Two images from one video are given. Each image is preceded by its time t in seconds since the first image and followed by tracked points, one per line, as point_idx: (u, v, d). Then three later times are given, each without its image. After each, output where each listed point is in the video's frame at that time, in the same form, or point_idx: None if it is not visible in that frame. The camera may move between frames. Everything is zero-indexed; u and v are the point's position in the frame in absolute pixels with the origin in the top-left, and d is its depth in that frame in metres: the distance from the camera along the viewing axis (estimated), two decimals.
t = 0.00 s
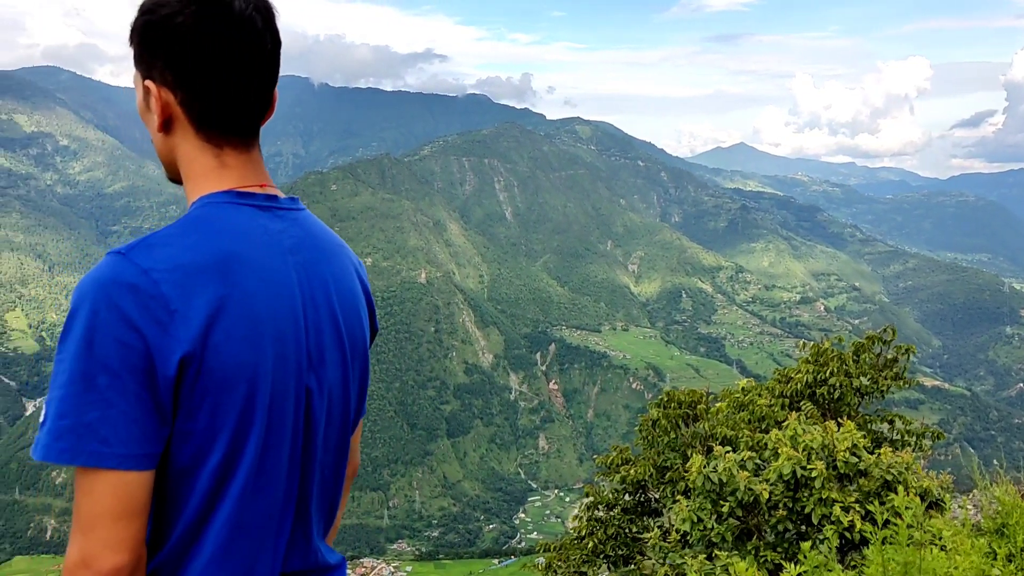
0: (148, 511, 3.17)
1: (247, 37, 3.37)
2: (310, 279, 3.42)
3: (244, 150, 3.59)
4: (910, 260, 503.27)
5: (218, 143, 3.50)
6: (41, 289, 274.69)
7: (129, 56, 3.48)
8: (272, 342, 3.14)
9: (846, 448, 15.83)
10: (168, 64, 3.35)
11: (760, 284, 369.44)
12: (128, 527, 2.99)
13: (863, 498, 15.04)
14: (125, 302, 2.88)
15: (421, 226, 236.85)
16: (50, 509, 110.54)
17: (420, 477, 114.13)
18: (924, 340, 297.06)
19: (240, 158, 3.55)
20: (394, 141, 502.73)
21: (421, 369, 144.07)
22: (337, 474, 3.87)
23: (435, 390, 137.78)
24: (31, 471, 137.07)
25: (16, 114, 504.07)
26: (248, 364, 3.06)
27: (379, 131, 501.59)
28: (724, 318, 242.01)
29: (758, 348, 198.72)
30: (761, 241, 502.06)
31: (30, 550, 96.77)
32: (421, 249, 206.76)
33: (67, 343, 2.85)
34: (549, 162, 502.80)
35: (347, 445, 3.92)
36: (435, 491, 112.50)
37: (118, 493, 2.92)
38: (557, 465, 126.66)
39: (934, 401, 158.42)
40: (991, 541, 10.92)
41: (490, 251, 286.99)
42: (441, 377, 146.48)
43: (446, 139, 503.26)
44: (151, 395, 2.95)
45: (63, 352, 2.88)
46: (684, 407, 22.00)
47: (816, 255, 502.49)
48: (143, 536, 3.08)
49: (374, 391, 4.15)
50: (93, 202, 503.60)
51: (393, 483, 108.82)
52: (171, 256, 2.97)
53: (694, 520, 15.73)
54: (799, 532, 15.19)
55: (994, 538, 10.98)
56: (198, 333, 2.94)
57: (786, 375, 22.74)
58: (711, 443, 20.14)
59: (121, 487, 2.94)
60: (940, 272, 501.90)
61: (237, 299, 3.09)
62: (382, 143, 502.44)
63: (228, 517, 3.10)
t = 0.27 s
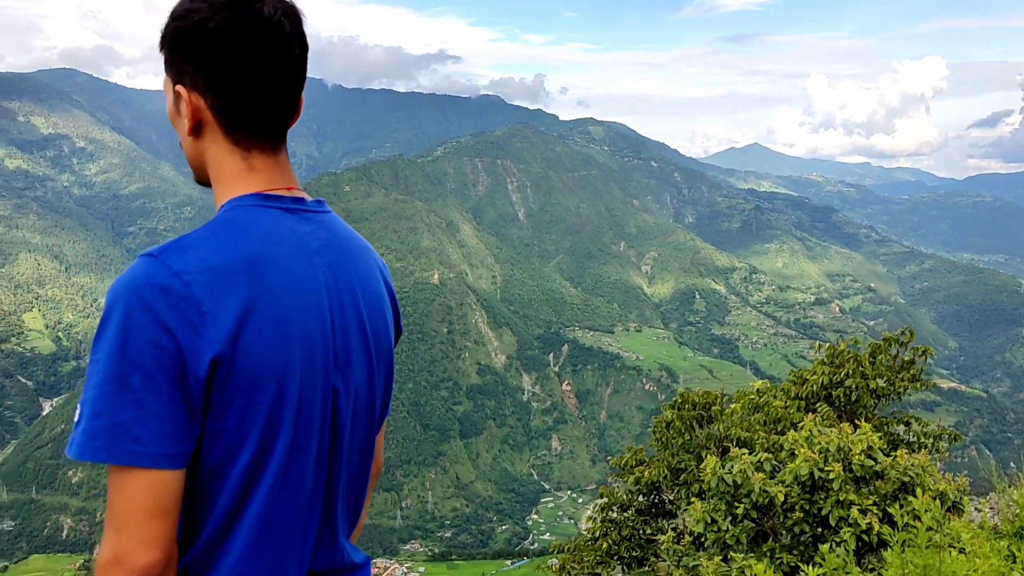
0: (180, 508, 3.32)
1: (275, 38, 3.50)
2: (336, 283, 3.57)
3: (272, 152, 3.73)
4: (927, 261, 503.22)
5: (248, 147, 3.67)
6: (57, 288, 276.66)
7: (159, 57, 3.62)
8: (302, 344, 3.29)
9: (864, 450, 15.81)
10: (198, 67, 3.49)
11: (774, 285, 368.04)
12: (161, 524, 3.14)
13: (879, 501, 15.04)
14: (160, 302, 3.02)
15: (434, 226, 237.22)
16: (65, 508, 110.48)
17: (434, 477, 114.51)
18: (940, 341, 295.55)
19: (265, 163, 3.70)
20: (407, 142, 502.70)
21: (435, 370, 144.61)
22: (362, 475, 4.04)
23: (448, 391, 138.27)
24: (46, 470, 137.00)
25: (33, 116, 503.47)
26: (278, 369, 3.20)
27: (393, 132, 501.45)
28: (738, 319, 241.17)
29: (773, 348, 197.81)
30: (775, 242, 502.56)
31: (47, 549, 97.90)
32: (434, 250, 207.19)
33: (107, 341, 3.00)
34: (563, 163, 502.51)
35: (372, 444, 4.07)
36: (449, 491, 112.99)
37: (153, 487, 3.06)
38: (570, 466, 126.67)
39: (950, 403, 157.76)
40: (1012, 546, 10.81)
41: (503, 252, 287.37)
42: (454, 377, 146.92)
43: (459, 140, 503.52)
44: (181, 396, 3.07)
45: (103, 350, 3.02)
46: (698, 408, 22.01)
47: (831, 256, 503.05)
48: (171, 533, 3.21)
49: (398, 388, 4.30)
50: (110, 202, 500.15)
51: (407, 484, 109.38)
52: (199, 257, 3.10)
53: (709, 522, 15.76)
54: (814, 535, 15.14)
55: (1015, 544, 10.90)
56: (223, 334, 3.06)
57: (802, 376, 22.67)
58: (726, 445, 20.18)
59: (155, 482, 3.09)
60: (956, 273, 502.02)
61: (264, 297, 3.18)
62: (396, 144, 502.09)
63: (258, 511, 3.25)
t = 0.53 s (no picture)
0: (210, 509, 3.48)
1: (306, 47, 3.69)
2: (362, 286, 3.74)
3: (298, 158, 3.93)
4: (943, 262, 501.97)
5: (274, 152, 3.84)
6: (74, 289, 279.36)
7: (194, 67, 3.84)
8: (330, 347, 3.45)
9: (880, 453, 15.79)
10: (230, 73, 3.70)
11: (789, 286, 366.53)
12: (197, 521, 3.33)
13: (896, 505, 15.00)
14: (193, 304, 3.19)
15: (448, 228, 237.78)
16: (81, 506, 110.90)
17: (446, 478, 114.86)
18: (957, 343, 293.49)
19: (295, 166, 3.90)
20: (421, 144, 502.40)
21: (448, 371, 145.18)
22: (386, 475, 4.21)
23: (461, 392, 138.74)
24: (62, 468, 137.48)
25: (50, 119, 503.29)
26: (308, 370, 3.37)
27: (406, 134, 501.15)
28: (752, 320, 240.42)
29: (787, 350, 196.77)
30: (789, 244, 502.95)
31: (64, 548, 99.27)
32: (447, 251, 207.79)
33: (146, 344, 3.16)
34: (576, 164, 502.27)
35: (398, 443, 4.28)
36: (462, 492, 113.33)
37: (193, 487, 3.25)
38: (583, 467, 126.69)
39: (967, 406, 156.82)
40: None
41: (517, 253, 287.77)
42: (467, 378, 147.34)
43: (472, 141, 503.78)
44: (213, 397, 3.24)
45: (133, 354, 3.17)
46: (713, 410, 22.04)
47: (846, 257, 503.14)
48: (205, 535, 3.40)
49: (422, 389, 4.47)
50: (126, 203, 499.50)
51: (420, 485, 109.92)
52: (229, 262, 3.26)
53: (724, 524, 15.77)
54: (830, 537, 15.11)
55: None
56: (253, 337, 3.23)
57: (817, 378, 22.62)
58: (741, 447, 20.19)
59: (189, 483, 3.26)
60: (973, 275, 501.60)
61: (292, 302, 3.34)
62: (410, 146, 501.74)
63: (289, 508, 3.46)
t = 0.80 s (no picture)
0: (236, 512, 3.63)
1: (327, 47, 3.82)
2: (387, 284, 3.94)
3: (322, 160, 4.10)
4: (959, 264, 500.89)
5: (298, 153, 4.00)
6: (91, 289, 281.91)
7: (221, 70, 4.02)
8: (353, 348, 3.62)
9: (895, 456, 15.76)
10: (256, 80, 3.87)
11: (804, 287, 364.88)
12: (223, 526, 3.47)
13: (913, 508, 14.97)
14: (218, 305, 3.33)
15: (461, 229, 238.35)
16: (97, 506, 112.87)
17: (459, 479, 115.20)
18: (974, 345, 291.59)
19: (320, 168, 4.08)
20: (435, 145, 502.51)
21: (461, 372, 145.90)
22: (409, 474, 4.42)
23: (474, 393, 139.17)
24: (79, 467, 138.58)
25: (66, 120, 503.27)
26: (334, 371, 3.54)
27: (420, 135, 501.30)
28: (767, 322, 239.53)
29: (802, 351, 195.67)
30: (804, 245, 503.37)
31: (80, 547, 101.07)
32: (461, 252, 208.45)
33: (177, 344, 3.33)
34: (590, 165, 501.89)
35: (421, 443, 4.49)
36: (475, 493, 113.63)
37: (222, 483, 3.42)
38: (596, 468, 126.56)
39: (984, 409, 155.91)
40: None
41: (530, 254, 288.16)
42: (480, 379, 147.82)
43: (486, 142, 503.99)
44: (241, 397, 3.41)
45: (165, 355, 3.32)
46: (727, 412, 22.10)
47: (862, 258, 503.13)
48: (232, 533, 3.55)
49: (440, 392, 4.64)
50: (141, 204, 499.90)
51: (433, 486, 110.47)
52: (261, 266, 3.47)
53: (739, 526, 15.80)
54: (845, 540, 15.11)
55: None
56: (281, 339, 3.40)
57: (833, 380, 22.51)
58: (757, 448, 20.15)
59: (218, 482, 3.41)
60: (990, 276, 500.72)
61: (317, 305, 3.51)
62: (423, 147, 501.87)
63: (312, 513, 3.60)
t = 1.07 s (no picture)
0: (264, 508, 3.81)
1: (354, 53, 4.04)
2: (408, 288, 4.13)
3: (346, 163, 4.29)
4: (976, 265, 499.97)
5: (322, 159, 4.18)
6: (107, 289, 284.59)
7: (247, 76, 4.23)
8: (376, 352, 3.80)
9: (911, 459, 15.72)
10: (281, 83, 4.07)
11: (818, 289, 363.27)
12: (246, 527, 3.63)
13: (930, 512, 14.92)
14: (243, 307, 3.52)
15: (474, 229, 238.96)
16: (113, 505, 116.97)
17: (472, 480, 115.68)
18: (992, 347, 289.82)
19: (342, 172, 4.27)
20: (448, 146, 502.46)
21: (474, 372, 146.63)
22: (429, 475, 4.62)
23: (487, 394, 139.77)
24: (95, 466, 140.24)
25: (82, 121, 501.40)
26: (355, 373, 3.71)
27: (434, 136, 501.37)
28: (782, 323, 238.68)
29: (817, 353, 194.43)
30: (819, 246, 503.72)
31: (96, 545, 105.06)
32: (474, 252, 209.16)
33: (202, 342, 3.49)
34: (603, 166, 501.45)
35: (440, 445, 4.69)
36: (488, 493, 114.09)
37: (246, 483, 3.56)
38: (609, 469, 126.27)
39: (1002, 412, 154.74)
40: None
41: (543, 255, 288.74)
42: (493, 380, 148.29)
43: (500, 143, 503.76)
44: (267, 399, 3.56)
45: (196, 355, 3.52)
46: (743, 413, 22.16)
47: (877, 259, 502.80)
48: (262, 532, 3.75)
49: (461, 392, 4.85)
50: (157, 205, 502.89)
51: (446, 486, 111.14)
52: (284, 268, 3.64)
53: (754, 528, 15.85)
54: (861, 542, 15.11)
55: None
56: (303, 339, 3.56)
57: (849, 382, 22.43)
58: (771, 450, 20.16)
59: (244, 485, 3.59)
60: (1007, 278, 498.88)
61: (340, 308, 3.69)
62: (437, 148, 501.70)
63: (336, 513, 3.78)
